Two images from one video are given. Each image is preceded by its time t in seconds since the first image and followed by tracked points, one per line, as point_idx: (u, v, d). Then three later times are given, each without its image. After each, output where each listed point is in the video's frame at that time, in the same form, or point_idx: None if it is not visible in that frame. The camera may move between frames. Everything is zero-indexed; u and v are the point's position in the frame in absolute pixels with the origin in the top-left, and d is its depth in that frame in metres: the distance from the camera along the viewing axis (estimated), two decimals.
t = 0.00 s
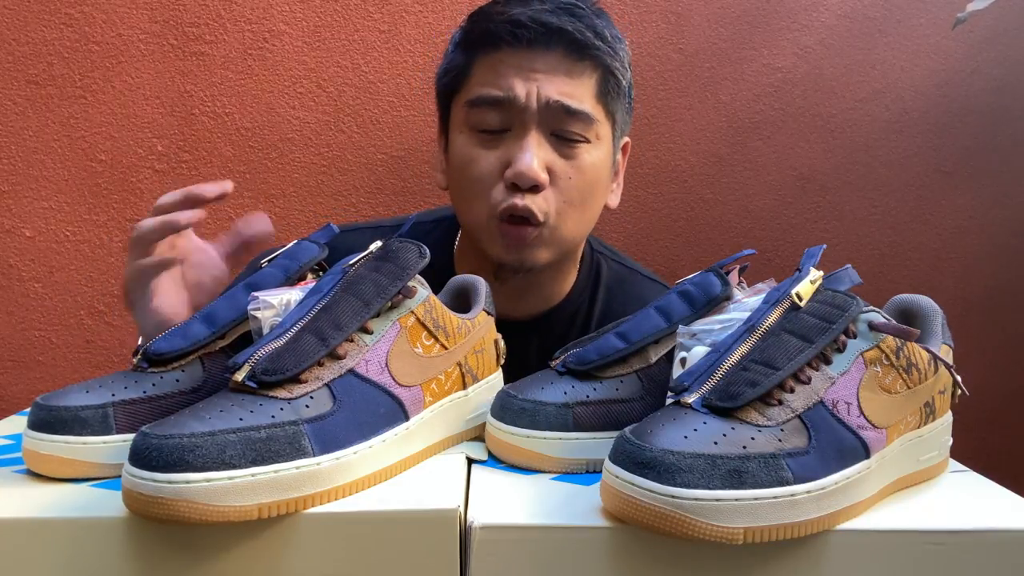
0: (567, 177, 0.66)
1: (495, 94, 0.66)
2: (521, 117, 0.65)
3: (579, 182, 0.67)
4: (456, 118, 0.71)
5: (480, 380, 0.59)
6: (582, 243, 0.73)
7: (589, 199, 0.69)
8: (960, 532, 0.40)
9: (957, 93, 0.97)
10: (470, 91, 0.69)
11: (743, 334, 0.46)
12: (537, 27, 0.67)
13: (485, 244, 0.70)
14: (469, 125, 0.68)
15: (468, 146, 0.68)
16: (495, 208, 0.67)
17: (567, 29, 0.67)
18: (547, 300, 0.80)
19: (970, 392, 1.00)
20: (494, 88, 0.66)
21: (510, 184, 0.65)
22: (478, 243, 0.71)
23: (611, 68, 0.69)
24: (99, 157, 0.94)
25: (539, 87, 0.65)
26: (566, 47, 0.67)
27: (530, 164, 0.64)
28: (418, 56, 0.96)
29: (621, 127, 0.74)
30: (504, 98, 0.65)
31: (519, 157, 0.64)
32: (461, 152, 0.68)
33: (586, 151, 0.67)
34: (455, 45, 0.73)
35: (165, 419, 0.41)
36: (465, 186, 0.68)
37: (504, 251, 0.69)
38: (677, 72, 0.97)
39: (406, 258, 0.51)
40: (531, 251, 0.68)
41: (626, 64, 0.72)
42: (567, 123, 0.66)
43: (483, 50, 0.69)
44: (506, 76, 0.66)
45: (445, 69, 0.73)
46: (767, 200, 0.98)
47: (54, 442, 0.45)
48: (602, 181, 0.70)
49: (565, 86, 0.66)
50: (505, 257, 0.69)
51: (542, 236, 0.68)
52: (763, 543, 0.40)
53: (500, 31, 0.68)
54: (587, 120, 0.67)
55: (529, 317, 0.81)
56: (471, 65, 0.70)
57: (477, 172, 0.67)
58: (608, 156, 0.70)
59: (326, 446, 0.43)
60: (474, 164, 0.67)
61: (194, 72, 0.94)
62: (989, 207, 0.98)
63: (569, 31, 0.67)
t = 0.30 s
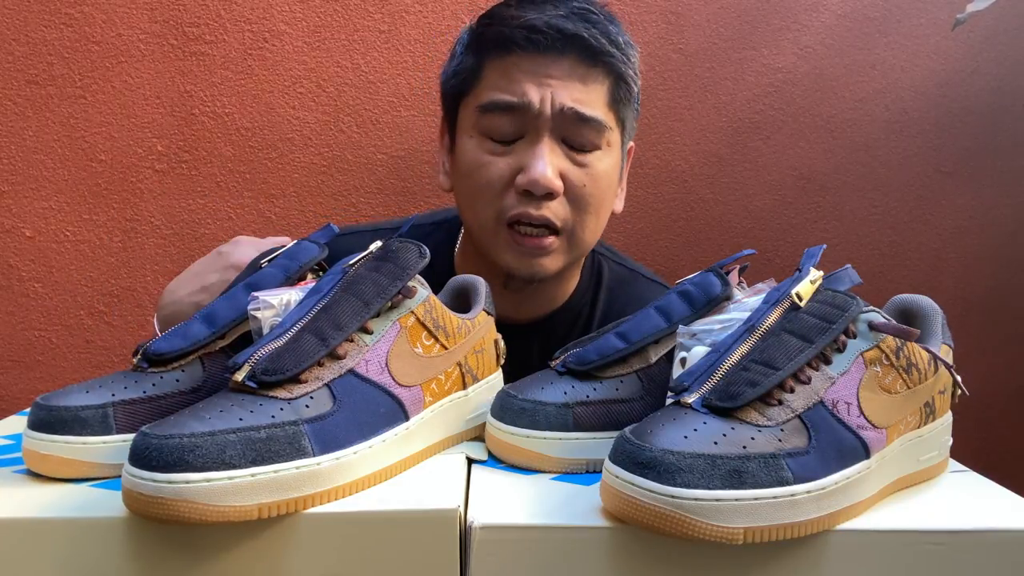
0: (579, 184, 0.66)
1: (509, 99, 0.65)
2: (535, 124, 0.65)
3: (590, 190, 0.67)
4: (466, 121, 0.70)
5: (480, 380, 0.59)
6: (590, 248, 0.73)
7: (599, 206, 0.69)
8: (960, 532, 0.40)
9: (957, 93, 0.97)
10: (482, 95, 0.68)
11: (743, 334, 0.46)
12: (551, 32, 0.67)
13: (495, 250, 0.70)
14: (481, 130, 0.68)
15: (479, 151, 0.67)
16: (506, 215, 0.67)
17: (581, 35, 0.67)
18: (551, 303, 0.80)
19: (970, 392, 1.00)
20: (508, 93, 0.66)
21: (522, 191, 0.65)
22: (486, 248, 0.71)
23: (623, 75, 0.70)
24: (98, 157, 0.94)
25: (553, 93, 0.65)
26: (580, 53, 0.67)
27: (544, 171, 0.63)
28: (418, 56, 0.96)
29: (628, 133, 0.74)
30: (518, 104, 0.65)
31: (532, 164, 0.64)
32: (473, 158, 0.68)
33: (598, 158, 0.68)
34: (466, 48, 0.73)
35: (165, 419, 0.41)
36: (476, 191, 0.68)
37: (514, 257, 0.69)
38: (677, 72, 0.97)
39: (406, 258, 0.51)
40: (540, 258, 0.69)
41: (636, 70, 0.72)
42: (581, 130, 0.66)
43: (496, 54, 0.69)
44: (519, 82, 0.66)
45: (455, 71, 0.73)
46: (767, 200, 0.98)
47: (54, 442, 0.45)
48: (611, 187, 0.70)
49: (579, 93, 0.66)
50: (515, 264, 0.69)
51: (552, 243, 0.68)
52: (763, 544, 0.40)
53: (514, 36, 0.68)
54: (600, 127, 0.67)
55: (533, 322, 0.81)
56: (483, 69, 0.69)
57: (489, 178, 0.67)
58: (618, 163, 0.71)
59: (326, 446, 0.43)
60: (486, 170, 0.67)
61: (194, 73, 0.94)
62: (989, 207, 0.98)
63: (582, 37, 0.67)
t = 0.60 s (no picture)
0: (573, 182, 0.66)
1: (502, 97, 0.65)
2: (528, 122, 0.65)
3: (583, 188, 0.67)
4: (460, 119, 0.70)
5: (480, 380, 0.59)
6: (584, 246, 0.73)
7: (592, 204, 0.69)
8: (960, 533, 0.40)
9: (957, 93, 0.97)
10: (476, 93, 0.68)
11: (743, 334, 0.46)
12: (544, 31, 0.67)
13: (490, 247, 0.70)
14: (474, 128, 0.68)
15: (472, 149, 0.67)
16: (500, 212, 0.67)
17: (574, 34, 0.67)
18: (551, 302, 0.80)
19: (970, 392, 1.00)
20: (501, 91, 0.66)
21: (515, 189, 0.65)
22: (481, 245, 0.72)
23: (617, 73, 0.70)
24: (98, 157, 0.94)
25: (546, 91, 0.64)
26: (573, 51, 0.67)
27: (536, 169, 0.63)
28: (418, 56, 0.96)
29: (625, 131, 0.74)
30: (510, 102, 0.65)
31: (525, 163, 0.64)
32: (466, 155, 0.68)
33: (591, 156, 0.67)
34: (461, 46, 0.73)
35: (165, 419, 0.41)
36: (470, 189, 0.68)
37: (508, 255, 0.69)
38: (677, 72, 0.97)
39: (406, 258, 0.51)
40: (534, 255, 0.69)
41: (631, 68, 0.72)
42: (574, 128, 0.66)
43: (489, 52, 0.69)
44: (512, 80, 0.66)
45: (451, 69, 0.73)
46: (767, 200, 0.98)
47: (54, 442, 0.45)
48: (605, 185, 0.70)
49: (572, 91, 0.66)
50: (510, 262, 0.70)
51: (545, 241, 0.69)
52: (763, 544, 0.40)
53: (507, 34, 0.68)
54: (594, 125, 0.67)
55: (532, 320, 0.81)
56: (477, 67, 0.69)
57: (482, 176, 0.67)
58: (613, 161, 0.71)
59: (326, 446, 0.43)
60: (479, 168, 0.67)
61: (194, 73, 0.94)
62: (989, 207, 0.98)
63: (575, 35, 0.67)
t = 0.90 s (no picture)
0: (547, 174, 0.66)
1: (476, 89, 0.66)
2: (501, 114, 0.65)
3: (559, 181, 0.66)
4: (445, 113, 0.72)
5: (480, 380, 0.59)
6: (567, 242, 0.72)
7: (571, 199, 0.68)
8: (960, 532, 0.40)
9: (956, 93, 0.97)
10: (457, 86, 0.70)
11: (743, 334, 0.46)
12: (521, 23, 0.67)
13: (467, 239, 0.70)
14: (454, 120, 0.69)
15: (450, 140, 0.68)
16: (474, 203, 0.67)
17: (552, 27, 0.67)
18: (549, 300, 0.80)
19: (970, 392, 1.00)
20: (477, 84, 0.67)
21: (486, 180, 0.65)
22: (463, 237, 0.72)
23: (598, 66, 0.68)
24: (98, 157, 0.94)
25: (519, 83, 0.65)
26: (551, 44, 0.67)
27: (506, 159, 0.63)
28: (418, 56, 0.96)
29: (613, 127, 0.72)
30: (484, 94, 0.65)
31: (496, 153, 0.64)
32: (445, 147, 0.69)
33: (568, 149, 0.67)
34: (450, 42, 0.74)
35: (165, 419, 0.41)
36: (448, 180, 0.69)
37: (484, 246, 0.69)
38: (677, 72, 0.97)
39: (406, 258, 0.51)
40: (510, 248, 0.69)
41: (616, 62, 0.70)
42: (548, 120, 0.65)
43: (471, 47, 0.70)
44: (489, 72, 0.66)
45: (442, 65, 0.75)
46: (767, 200, 0.98)
47: (54, 442, 0.45)
48: (586, 180, 0.69)
49: (548, 83, 0.65)
50: (485, 254, 0.70)
51: (521, 233, 0.68)
52: (763, 544, 0.40)
53: (487, 28, 0.68)
54: (570, 118, 0.66)
55: (527, 317, 0.81)
56: (460, 62, 0.71)
57: (457, 166, 0.67)
58: (595, 156, 0.69)
59: (326, 446, 0.43)
60: (454, 159, 0.68)
61: (194, 73, 0.94)
62: (989, 207, 0.98)
63: (553, 28, 0.67)
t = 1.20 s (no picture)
0: (508, 157, 0.66)
1: (439, 79, 0.68)
2: (462, 100, 0.66)
3: (521, 163, 0.66)
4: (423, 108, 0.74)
5: (480, 380, 0.59)
6: (540, 226, 0.71)
7: (536, 181, 0.68)
8: (961, 532, 0.40)
9: (956, 93, 0.97)
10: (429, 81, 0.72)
11: (743, 334, 0.46)
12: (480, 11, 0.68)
13: (440, 226, 0.71)
14: (426, 113, 0.71)
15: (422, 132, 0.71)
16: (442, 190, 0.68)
17: (509, 12, 0.67)
18: (539, 289, 0.81)
19: (970, 392, 1.00)
20: (440, 74, 0.69)
21: (450, 165, 0.66)
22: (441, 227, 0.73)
23: (558, 47, 0.68)
24: (98, 157, 0.94)
25: (477, 69, 0.66)
26: (510, 30, 0.67)
27: (465, 143, 0.64)
28: (417, 56, 0.96)
29: (581, 110, 0.71)
30: (446, 82, 0.67)
31: (456, 138, 0.65)
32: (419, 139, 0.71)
33: (530, 131, 0.67)
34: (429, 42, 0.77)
35: (165, 419, 0.41)
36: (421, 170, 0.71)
37: (455, 233, 0.70)
38: (677, 72, 0.97)
39: (406, 258, 0.51)
40: (479, 233, 0.69)
41: (578, 42, 0.70)
42: (507, 104, 0.65)
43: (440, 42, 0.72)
44: (452, 62, 0.68)
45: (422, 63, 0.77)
46: (768, 199, 0.98)
47: (54, 442, 0.45)
48: (551, 162, 0.68)
49: (506, 67, 0.66)
50: (456, 240, 0.70)
51: (488, 217, 0.68)
52: (763, 543, 0.40)
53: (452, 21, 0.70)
54: (530, 100, 0.66)
55: (515, 305, 0.82)
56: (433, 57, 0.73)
57: (426, 155, 0.69)
58: (560, 138, 0.69)
59: (326, 446, 0.43)
60: (424, 148, 0.69)
61: (194, 72, 0.94)
62: (989, 207, 0.98)
63: (511, 13, 0.67)
